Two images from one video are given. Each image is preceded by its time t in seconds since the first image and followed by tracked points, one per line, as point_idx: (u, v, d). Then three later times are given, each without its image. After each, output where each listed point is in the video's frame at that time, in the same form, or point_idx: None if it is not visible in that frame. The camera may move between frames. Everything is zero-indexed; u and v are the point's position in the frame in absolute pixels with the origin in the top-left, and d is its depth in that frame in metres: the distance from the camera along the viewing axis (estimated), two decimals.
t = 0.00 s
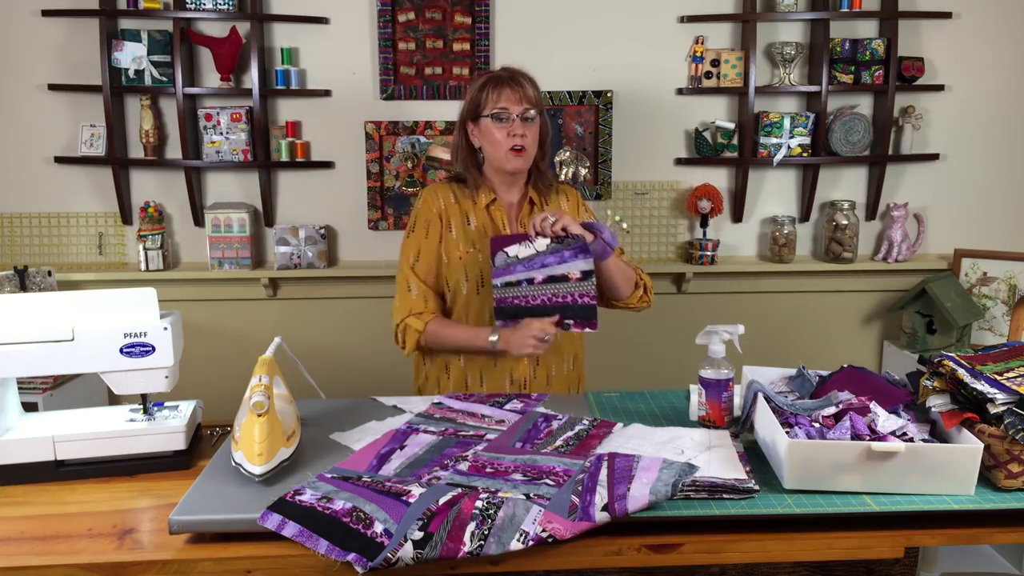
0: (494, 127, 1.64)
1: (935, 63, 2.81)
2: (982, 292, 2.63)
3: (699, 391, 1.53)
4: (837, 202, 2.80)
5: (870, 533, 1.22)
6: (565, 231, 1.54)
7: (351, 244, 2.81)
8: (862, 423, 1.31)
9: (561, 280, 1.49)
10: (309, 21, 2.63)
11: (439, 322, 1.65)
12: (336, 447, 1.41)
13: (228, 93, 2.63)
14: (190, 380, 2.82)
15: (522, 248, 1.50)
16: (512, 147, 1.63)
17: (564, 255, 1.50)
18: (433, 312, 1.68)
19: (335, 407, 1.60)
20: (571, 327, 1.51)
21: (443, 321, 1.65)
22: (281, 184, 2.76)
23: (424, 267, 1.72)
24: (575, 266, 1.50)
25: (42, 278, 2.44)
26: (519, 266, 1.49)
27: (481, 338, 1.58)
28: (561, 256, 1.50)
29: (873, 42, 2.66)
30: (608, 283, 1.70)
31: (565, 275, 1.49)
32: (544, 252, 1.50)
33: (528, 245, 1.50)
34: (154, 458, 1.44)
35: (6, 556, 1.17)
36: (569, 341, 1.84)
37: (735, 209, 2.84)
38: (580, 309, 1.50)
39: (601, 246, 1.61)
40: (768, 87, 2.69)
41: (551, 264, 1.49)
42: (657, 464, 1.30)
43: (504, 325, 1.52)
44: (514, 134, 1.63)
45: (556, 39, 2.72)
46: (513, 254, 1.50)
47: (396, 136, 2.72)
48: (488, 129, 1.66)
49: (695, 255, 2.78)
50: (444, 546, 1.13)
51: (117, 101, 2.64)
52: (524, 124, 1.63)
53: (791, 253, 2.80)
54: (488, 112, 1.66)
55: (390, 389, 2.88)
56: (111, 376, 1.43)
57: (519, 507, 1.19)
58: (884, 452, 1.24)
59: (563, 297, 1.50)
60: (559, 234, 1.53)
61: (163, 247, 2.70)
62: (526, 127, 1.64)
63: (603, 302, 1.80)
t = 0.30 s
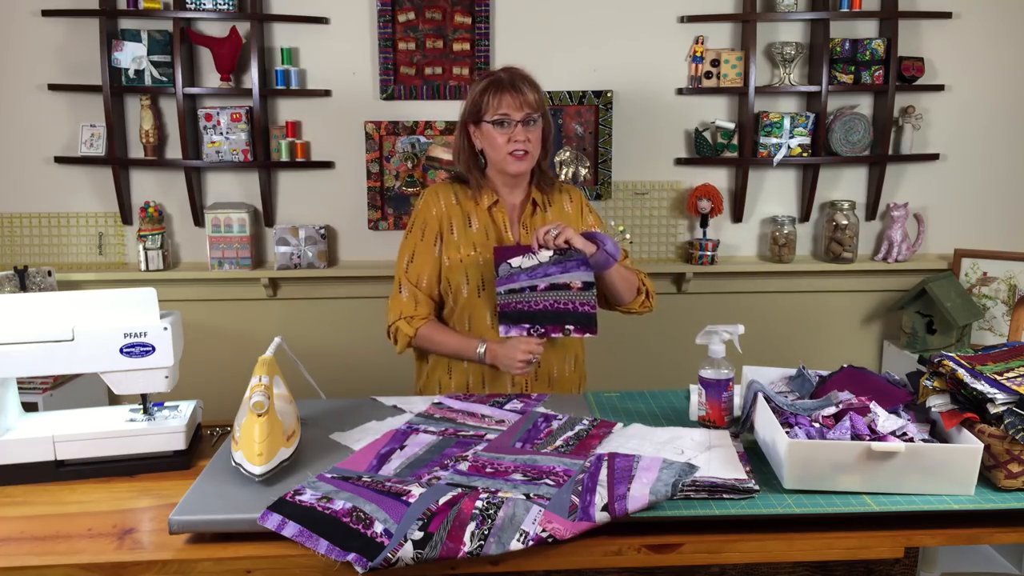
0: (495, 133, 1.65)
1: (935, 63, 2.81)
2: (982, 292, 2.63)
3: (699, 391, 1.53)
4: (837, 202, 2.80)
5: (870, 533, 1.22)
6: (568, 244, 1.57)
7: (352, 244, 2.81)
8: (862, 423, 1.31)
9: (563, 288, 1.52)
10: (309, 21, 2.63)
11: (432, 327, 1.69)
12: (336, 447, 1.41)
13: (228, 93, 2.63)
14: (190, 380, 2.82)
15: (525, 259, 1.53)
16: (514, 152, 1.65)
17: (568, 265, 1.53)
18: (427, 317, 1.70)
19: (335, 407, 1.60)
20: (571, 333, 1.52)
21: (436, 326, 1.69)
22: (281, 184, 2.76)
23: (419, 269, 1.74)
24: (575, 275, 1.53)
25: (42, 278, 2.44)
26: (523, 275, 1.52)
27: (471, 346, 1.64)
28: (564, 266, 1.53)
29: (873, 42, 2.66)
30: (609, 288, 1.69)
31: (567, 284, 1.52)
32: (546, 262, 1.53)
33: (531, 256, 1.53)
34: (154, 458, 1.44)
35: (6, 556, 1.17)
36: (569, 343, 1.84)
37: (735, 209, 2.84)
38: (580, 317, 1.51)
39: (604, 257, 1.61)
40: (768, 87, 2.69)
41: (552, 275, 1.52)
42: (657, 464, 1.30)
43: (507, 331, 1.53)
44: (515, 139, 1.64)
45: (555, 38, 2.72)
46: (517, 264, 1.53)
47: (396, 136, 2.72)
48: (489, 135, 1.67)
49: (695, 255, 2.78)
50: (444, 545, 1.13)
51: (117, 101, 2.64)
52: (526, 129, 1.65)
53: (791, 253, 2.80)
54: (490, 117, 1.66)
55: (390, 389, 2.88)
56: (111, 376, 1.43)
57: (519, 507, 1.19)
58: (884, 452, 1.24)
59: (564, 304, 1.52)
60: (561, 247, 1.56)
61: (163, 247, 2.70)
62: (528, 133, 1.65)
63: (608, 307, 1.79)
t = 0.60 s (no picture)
0: (495, 136, 1.65)
1: (936, 63, 2.81)
2: (982, 292, 2.63)
3: (699, 391, 1.53)
4: (837, 202, 2.80)
5: (870, 533, 1.22)
6: (568, 246, 1.56)
7: (352, 244, 2.81)
8: (862, 423, 1.31)
9: (563, 293, 1.52)
10: (309, 21, 2.63)
11: (432, 327, 1.70)
12: (336, 447, 1.41)
13: (228, 93, 2.63)
14: (190, 380, 2.82)
15: (525, 263, 1.54)
16: (512, 155, 1.65)
17: (567, 268, 1.53)
18: (426, 316, 1.71)
19: (335, 407, 1.61)
20: (573, 339, 1.53)
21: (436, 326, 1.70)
22: (281, 184, 2.76)
23: (419, 269, 1.74)
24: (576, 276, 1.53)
25: (42, 278, 2.44)
26: (523, 281, 1.52)
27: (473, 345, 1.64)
28: (564, 270, 1.53)
29: (873, 42, 2.66)
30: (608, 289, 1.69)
31: (568, 288, 1.52)
32: (547, 266, 1.53)
33: (531, 260, 1.53)
34: (154, 457, 1.44)
35: (6, 556, 1.17)
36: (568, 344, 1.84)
37: (735, 209, 2.84)
38: (582, 322, 1.52)
39: (604, 259, 1.59)
40: (768, 87, 2.69)
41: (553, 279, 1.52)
42: (657, 464, 1.30)
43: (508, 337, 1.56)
44: (514, 142, 1.64)
45: (555, 38, 2.72)
46: (516, 268, 1.53)
47: (396, 136, 2.72)
48: (488, 137, 1.67)
49: (695, 255, 2.78)
50: (444, 545, 1.13)
51: (117, 101, 2.64)
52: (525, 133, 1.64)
53: (791, 253, 2.80)
54: (489, 120, 1.66)
55: (390, 389, 2.88)
56: (111, 376, 1.43)
57: (519, 507, 1.19)
58: (884, 452, 1.24)
59: (566, 310, 1.52)
60: (561, 250, 1.55)
61: (163, 247, 2.70)
62: (526, 136, 1.65)
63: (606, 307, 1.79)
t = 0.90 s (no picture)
0: (489, 150, 1.64)
1: (936, 63, 2.81)
2: (982, 292, 2.63)
3: (699, 391, 1.53)
4: (837, 202, 2.80)
5: (870, 533, 1.22)
6: (565, 254, 1.55)
7: (351, 244, 2.81)
8: (862, 423, 1.31)
9: (558, 300, 1.53)
10: (309, 21, 2.63)
11: (429, 330, 1.70)
12: (336, 447, 1.41)
13: (228, 94, 2.63)
14: (190, 380, 2.82)
15: (522, 268, 1.53)
16: (506, 170, 1.64)
17: (564, 275, 1.53)
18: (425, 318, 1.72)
19: (335, 407, 1.60)
20: (565, 347, 1.55)
21: (435, 330, 1.71)
22: (281, 184, 2.76)
23: (418, 270, 1.74)
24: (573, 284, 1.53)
25: (42, 278, 2.44)
26: (519, 286, 1.52)
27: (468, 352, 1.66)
28: (560, 277, 1.53)
29: (873, 42, 2.66)
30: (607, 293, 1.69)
31: (563, 296, 1.53)
32: (543, 272, 1.53)
33: (528, 265, 1.53)
34: (154, 457, 1.44)
35: (6, 556, 1.17)
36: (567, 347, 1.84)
37: (735, 209, 2.84)
38: (575, 331, 1.54)
39: (601, 267, 1.59)
40: (768, 87, 2.69)
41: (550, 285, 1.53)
42: (657, 463, 1.30)
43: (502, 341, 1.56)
44: (507, 159, 1.63)
45: (555, 39, 2.72)
46: (513, 273, 1.53)
47: (396, 136, 2.72)
48: (482, 147, 1.66)
49: (695, 255, 2.78)
50: (444, 545, 1.13)
51: (117, 101, 2.64)
52: (519, 148, 1.62)
53: (791, 253, 2.80)
54: (483, 133, 1.63)
55: (390, 389, 2.88)
56: (111, 376, 1.43)
57: (519, 507, 1.19)
58: (884, 452, 1.24)
59: (559, 317, 1.54)
60: (558, 258, 1.54)
61: (163, 247, 2.70)
62: (521, 151, 1.63)
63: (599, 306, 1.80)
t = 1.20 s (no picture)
0: (483, 165, 1.61)
1: (936, 63, 2.81)
2: (982, 292, 2.63)
3: (699, 391, 1.53)
4: (837, 202, 2.80)
5: (870, 533, 1.22)
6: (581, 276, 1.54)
7: (351, 244, 2.81)
8: (862, 422, 1.31)
9: (563, 325, 1.52)
10: (309, 21, 2.63)
11: (418, 326, 1.69)
12: (336, 447, 1.41)
13: (228, 94, 2.63)
14: (190, 380, 2.82)
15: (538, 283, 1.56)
16: (500, 184, 1.62)
17: (574, 303, 1.52)
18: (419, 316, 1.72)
19: (335, 407, 1.61)
20: (559, 371, 1.50)
21: (424, 325, 1.70)
22: (281, 184, 2.75)
23: (415, 271, 1.75)
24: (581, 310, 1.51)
25: (42, 278, 2.44)
26: (530, 298, 1.53)
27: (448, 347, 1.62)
28: (572, 303, 1.52)
29: (873, 42, 2.66)
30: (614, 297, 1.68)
31: (569, 323, 1.51)
32: (556, 293, 1.53)
33: (544, 282, 1.55)
34: (154, 457, 1.44)
35: (6, 556, 1.17)
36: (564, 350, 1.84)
37: (735, 209, 2.84)
38: (575, 360, 1.50)
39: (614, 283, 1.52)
40: (768, 87, 2.69)
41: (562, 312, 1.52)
42: (657, 463, 1.30)
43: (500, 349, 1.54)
44: (502, 177, 1.60)
45: (555, 39, 2.72)
46: (528, 284, 1.55)
47: (396, 136, 2.72)
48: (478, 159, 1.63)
49: (695, 255, 2.78)
50: (444, 545, 1.13)
51: (117, 101, 2.64)
52: (513, 165, 1.59)
53: (791, 253, 2.80)
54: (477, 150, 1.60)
55: (390, 389, 2.88)
56: (111, 376, 1.43)
57: (519, 507, 1.19)
58: (884, 452, 1.24)
59: (561, 342, 1.51)
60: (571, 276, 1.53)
61: (163, 247, 2.70)
62: (515, 168, 1.60)
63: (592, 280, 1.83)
